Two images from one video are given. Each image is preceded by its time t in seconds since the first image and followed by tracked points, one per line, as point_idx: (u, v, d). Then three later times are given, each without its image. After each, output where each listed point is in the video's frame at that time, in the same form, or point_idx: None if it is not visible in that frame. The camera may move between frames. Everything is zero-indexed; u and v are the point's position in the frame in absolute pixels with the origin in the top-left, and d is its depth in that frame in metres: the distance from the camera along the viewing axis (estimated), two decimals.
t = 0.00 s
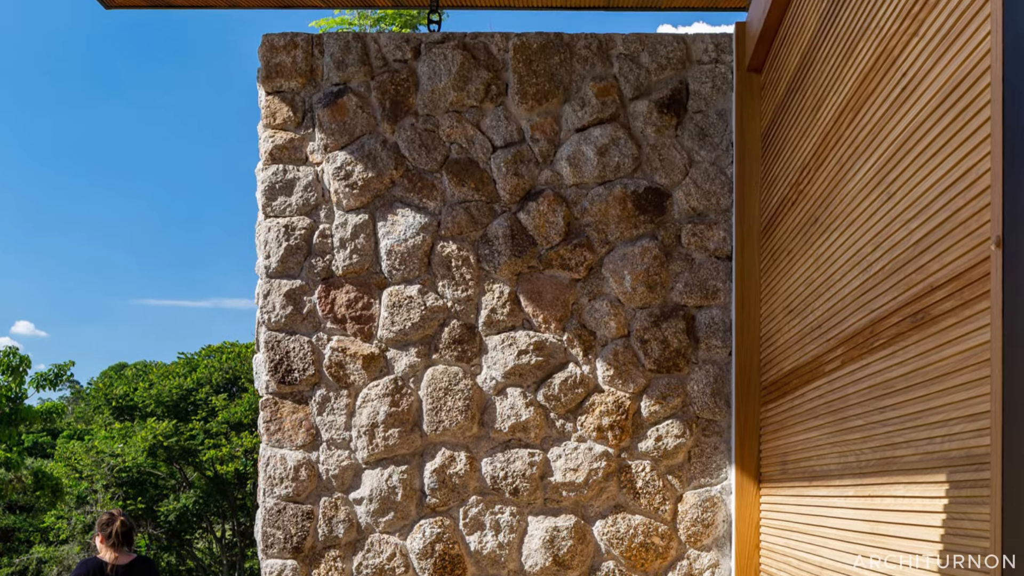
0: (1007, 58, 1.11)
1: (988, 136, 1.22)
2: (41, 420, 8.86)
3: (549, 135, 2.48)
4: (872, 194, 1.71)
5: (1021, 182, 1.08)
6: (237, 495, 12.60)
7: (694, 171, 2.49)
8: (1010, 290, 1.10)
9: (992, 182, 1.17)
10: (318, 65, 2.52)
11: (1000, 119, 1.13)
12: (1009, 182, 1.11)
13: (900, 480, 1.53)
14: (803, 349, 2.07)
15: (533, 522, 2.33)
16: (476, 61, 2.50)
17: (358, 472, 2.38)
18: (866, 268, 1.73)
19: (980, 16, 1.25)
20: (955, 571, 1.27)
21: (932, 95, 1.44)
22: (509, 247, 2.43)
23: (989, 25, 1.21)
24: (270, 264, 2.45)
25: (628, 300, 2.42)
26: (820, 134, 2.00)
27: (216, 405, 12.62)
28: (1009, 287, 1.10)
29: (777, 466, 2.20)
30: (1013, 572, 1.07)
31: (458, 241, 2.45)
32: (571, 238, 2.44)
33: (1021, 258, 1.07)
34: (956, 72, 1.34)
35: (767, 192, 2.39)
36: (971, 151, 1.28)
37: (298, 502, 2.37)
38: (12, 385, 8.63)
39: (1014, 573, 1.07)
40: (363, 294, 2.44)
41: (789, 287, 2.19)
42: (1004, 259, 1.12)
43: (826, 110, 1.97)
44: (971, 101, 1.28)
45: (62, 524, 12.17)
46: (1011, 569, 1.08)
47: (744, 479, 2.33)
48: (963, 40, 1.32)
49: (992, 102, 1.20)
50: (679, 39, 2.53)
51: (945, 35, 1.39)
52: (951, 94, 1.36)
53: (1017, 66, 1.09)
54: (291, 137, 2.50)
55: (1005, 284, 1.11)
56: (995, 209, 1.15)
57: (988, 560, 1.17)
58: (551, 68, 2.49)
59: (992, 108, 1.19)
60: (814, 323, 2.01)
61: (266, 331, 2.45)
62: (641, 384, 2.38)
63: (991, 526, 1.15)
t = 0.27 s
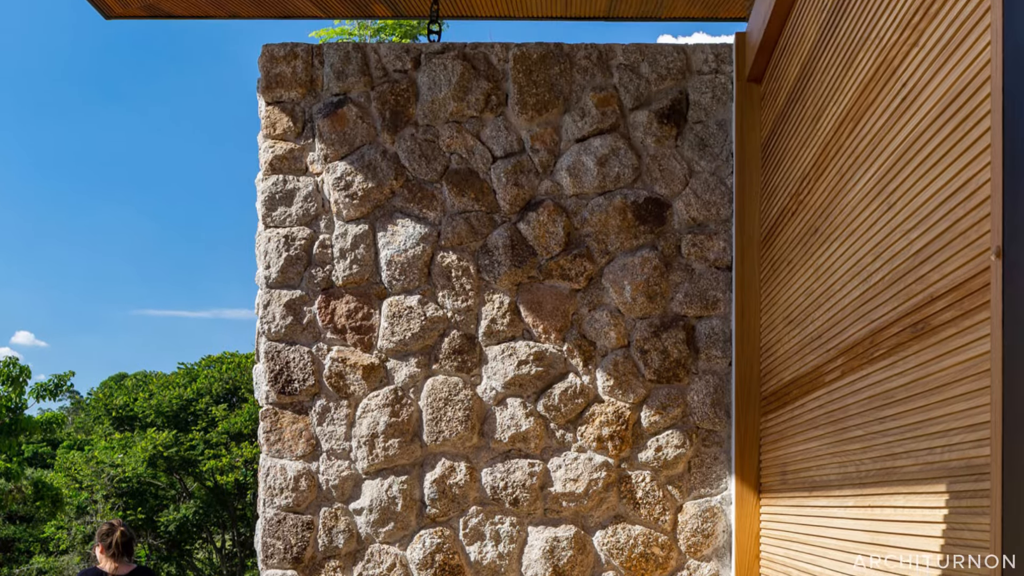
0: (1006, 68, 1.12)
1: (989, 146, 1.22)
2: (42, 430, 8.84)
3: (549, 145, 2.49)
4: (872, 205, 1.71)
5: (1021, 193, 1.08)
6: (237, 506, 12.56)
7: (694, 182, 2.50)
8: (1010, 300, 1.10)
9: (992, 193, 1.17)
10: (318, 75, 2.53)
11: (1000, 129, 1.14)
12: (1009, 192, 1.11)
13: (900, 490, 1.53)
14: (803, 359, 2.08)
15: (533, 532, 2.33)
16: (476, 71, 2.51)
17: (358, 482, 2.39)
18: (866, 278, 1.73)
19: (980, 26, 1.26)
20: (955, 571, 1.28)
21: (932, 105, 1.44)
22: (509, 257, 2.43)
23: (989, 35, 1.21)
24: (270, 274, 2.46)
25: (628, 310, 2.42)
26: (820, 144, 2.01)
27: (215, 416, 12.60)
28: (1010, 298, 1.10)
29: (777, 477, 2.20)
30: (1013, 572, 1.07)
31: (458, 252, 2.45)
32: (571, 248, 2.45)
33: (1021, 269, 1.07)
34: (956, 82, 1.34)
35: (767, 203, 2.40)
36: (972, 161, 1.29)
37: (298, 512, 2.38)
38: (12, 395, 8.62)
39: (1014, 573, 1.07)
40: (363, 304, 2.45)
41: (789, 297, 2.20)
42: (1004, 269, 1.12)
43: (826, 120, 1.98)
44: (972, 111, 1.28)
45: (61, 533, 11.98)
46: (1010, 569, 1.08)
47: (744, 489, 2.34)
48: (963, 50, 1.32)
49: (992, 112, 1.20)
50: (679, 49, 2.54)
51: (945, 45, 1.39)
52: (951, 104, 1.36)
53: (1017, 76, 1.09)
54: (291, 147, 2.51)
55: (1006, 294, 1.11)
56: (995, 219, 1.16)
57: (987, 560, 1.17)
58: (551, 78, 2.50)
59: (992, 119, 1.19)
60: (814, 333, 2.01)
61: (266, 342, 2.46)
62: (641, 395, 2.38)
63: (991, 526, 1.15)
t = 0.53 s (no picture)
0: (1006, 79, 1.12)
1: (988, 157, 1.22)
2: (41, 440, 8.80)
3: (549, 155, 2.50)
4: (872, 215, 1.72)
5: (1021, 204, 1.08)
6: (237, 516, 12.51)
7: (694, 192, 2.51)
8: (1010, 311, 1.10)
9: (992, 203, 1.17)
10: (318, 86, 2.54)
11: (1000, 140, 1.14)
12: (1008, 202, 1.11)
13: (900, 500, 1.53)
14: (803, 370, 2.08)
15: (533, 542, 2.34)
16: (476, 81, 2.52)
17: (358, 492, 2.39)
18: (866, 288, 1.74)
19: (980, 37, 1.26)
20: (955, 571, 1.28)
21: (931, 116, 1.44)
22: (509, 267, 2.44)
23: (989, 46, 1.21)
24: (270, 285, 2.47)
25: (627, 321, 2.43)
26: (820, 155, 2.02)
27: (216, 425, 12.52)
28: (1010, 309, 1.10)
29: (777, 487, 2.20)
30: (1013, 572, 1.08)
31: (458, 262, 2.46)
32: (571, 258, 2.46)
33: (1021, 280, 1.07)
34: (956, 92, 1.34)
35: (767, 213, 2.40)
36: (971, 171, 1.29)
37: (298, 522, 2.38)
38: (12, 406, 8.61)
39: (1014, 573, 1.07)
40: (363, 314, 2.46)
41: (789, 308, 2.20)
42: (1004, 280, 1.12)
43: (826, 131, 1.98)
44: (971, 122, 1.29)
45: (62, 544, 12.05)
46: (1010, 569, 1.08)
47: (744, 500, 2.34)
48: (963, 60, 1.32)
49: (992, 123, 1.20)
50: (679, 60, 2.55)
51: (945, 56, 1.40)
52: (951, 115, 1.37)
53: (1017, 87, 1.10)
54: (291, 158, 2.52)
55: (1005, 305, 1.11)
56: (995, 230, 1.16)
57: (988, 560, 1.17)
58: (551, 89, 2.51)
59: (992, 129, 1.20)
60: (814, 343, 2.01)
61: (266, 352, 2.46)
62: (641, 405, 2.39)
63: (991, 526, 1.15)
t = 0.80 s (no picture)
0: (1004, 90, 1.13)
1: (988, 167, 1.23)
2: (41, 451, 8.76)
3: (549, 166, 2.50)
4: (872, 226, 1.72)
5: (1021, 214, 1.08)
6: (237, 526, 12.60)
7: (694, 203, 2.52)
8: (1011, 321, 1.10)
9: (992, 214, 1.17)
10: (318, 96, 2.55)
11: (1000, 150, 1.14)
12: (1007, 212, 1.12)
13: (900, 511, 1.53)
14: (803, 380, 2.08)
15: (533, 553, 2.35)
16: (476, 91, 2.53)
17: (358, 502, 2.40)
18: (866, 298, 1.74)
19: (979, 47, 1.26)
20: (955, 572, 1.28)
21: (931, 127, 1.45)
22: (509, 277, 2.45)
23: (989, 56, 1.21)
24: (270, 295, 2.48)
25: (627, 331, 2.44)
26: (820, 165, 2.03)
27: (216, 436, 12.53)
28: (1011, 319, 1.10)
29: (777, 497, 2.21)
30: (1013, 572, 1.08)
31: (458, 272, 2.47)
32: (571, 268, 2.46)
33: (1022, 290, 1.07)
34: (956, 103, 1.35)
35: (767, 224, 2.41)
36: (971, 182, 1.29)
37: (298, 532, 2.39)
38: (12, 416, 8.55)
39: (1014, 573, 1.07)
40: (363, 325, 2.47)
41: (789, 318, 2.21)
42: (1004, 290, 1.12)
43: (826, 141, 1.99)
44: (971, 132, 1.29)
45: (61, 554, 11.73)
46: (1011, 569, 1.08)
47: (744, 511, 2.35)
48: (963, 71, 1.32)
49: (991, 134, 1.21)
50: (679, 70, 2.56)
51: (945, 67, 1.40)
52: (950, 126, 1.37)
53: (1017, 98, 1.10)
54: (291, 168, 2.53)
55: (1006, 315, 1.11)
56: (995, 240, 1.16)
57: (987, 560, 1.17)
58: (551, 99, 2.52)
59: (991, 140, 1.20)
60: (814, 354, 2.02)
61: (266, 362, 2.47)
62: (641, 415, 2.39)
63: (991, 526, 1.15)
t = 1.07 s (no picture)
0: (1003, 100, 1.13)
1: (988, 178, 1.23)
2: (41, 461, 8.74)
3: (549, 176, 2.51)
4: (872, 236, 1.73)
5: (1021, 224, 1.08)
6: (237, 536, 12.56)
7: (694, 213, 2.52)
8: (1012, 332, 1.10)
9: (992, 224, 1.17)
10: (318, 106, 2.56)
11: (999, 160, 1.14)
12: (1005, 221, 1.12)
13: (901, 521, 1.53)
14: (803, 390, 2.09)
15: (533, 563, 2.35)
16: (476, 101, 2.54)
17: (357, 512, 2.40)
18: (866, 309, 1.74)
19: (979, 58, 1.26)
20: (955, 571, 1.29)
21: (931, 137, 1.45)
22: (509, 288, 2.46)
23: (989, 66, 1.21)
24: (270, 305, 2.49)
25: (627, 341, 2.44)
26: (820, 175, 2.03)
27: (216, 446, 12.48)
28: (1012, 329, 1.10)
29: (777, 507, 2.21)
30: (1013, 572, 1.08)
31: (458, 282, 2.48)
32: (571, 278, 2.47)
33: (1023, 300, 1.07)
34: (956, 113, 1.35)
35: (767, 234, 2.42)
36: (972, 192, 1.29)
37: (298, 542, 2.40)
38: (11, 426, 8.57)
39: (1014, 573, 1.07)
40: (363, 335, 2.47)
41: (789, 328, 2.21)
42: (1005, 300, 1.12)
43: (827, 151, 2.00)
44: (971, 142, 1.29)
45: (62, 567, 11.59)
46: (1010, 569, 1.08)
47: (744, 521, 2.35)
48: (963, 81, 1.32)
49: (991, 144, 1.21)
50: (679, 80, 2.57)
51: (945, 77, 1.40)
52: (950, 136, 1.37)
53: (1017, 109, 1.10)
54: (291, 178, 2.54)
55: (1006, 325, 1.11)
56: (995, 250, 1.16)
57: (988, 559, 1.18)
58: (551, 109, 2.53)
59: (992, 151, 1.20)
60: (813, 364, 2.02)
61: (266, 372, 2.48)
62: (641, 425, 2.40)
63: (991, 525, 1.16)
